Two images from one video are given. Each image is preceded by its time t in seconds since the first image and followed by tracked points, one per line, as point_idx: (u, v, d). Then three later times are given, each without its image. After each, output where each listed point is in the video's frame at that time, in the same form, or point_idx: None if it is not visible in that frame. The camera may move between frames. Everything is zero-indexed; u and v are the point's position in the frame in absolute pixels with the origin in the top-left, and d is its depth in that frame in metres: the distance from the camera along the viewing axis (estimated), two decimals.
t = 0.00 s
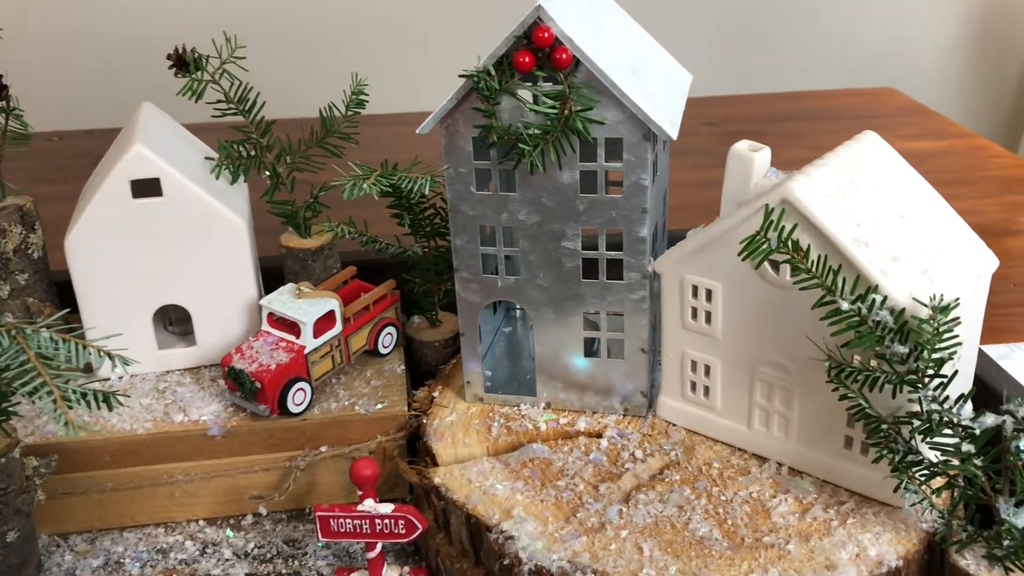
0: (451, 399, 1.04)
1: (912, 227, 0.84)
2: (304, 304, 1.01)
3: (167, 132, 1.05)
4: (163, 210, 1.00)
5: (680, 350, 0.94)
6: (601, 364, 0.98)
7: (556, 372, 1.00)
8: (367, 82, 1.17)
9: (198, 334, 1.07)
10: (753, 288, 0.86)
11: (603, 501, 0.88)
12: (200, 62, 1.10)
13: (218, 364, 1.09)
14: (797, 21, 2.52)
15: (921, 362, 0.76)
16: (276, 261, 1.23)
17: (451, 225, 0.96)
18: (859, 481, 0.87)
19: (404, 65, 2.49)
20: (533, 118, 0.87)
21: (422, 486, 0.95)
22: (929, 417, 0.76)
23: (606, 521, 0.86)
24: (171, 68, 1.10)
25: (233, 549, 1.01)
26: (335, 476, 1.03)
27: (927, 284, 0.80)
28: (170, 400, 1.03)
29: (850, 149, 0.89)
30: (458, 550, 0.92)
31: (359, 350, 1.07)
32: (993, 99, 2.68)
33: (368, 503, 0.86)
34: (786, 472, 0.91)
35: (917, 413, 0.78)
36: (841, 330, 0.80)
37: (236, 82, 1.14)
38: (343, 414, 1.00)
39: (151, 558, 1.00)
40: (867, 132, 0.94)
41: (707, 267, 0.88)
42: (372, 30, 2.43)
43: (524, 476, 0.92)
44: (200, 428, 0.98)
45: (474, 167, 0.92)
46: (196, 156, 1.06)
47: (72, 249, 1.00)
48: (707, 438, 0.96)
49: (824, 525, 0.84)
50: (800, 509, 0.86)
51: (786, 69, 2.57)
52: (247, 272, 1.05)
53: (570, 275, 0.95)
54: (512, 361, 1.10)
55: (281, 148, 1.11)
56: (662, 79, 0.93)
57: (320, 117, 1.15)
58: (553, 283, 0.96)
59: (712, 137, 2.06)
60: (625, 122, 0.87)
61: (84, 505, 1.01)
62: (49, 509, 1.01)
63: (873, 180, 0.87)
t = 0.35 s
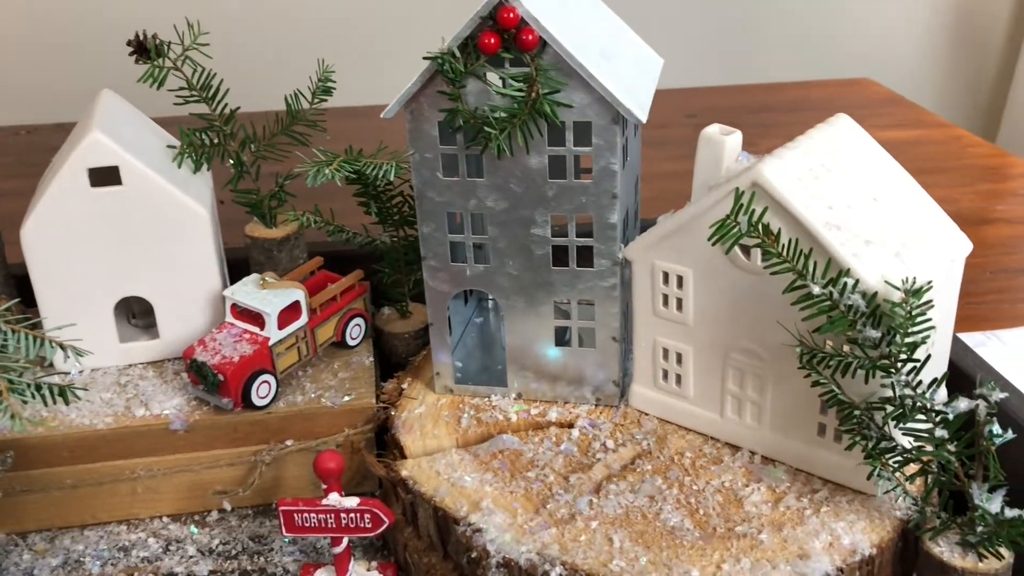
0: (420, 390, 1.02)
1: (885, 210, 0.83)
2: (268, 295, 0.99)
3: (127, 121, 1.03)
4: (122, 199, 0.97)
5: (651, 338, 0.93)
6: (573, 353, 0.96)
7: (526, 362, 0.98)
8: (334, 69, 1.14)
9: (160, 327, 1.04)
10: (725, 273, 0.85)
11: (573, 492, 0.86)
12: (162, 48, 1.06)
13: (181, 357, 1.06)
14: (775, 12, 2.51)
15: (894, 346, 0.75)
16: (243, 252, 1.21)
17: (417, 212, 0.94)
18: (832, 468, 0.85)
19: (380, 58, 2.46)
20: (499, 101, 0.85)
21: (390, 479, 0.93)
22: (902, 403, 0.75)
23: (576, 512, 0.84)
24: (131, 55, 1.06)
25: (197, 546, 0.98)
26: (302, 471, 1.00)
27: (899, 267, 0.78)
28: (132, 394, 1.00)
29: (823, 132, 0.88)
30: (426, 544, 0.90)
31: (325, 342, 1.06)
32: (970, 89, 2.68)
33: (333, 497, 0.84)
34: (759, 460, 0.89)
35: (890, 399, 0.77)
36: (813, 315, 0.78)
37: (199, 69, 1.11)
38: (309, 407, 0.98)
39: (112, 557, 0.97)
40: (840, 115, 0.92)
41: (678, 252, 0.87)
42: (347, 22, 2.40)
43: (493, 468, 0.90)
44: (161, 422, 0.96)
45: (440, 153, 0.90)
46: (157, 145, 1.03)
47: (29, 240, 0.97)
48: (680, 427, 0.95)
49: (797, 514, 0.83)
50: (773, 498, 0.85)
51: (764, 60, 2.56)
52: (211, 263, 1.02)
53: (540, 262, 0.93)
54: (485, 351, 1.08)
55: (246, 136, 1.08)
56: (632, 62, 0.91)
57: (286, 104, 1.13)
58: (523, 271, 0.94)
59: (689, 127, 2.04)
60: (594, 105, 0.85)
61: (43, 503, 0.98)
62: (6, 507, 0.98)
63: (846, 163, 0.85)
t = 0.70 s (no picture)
0: (410, 391, 1.01)
1: (876, 208, 0.82)
2: (255, 295, 0.98)
3: (111, 119, 1.02)
4: (107, 199, 0.96)
5: (642, 337, 0.92)
6: (563, 353, 0.96)
7: (517, 362, 0.97)
8: (322, 68, 1.14)
9: (146, 329, 1.03)
10: (716, 272, 0.84)
11: (564, 493, 0.86)
12: (147, 47, 1.05)
13: (168, 359, 1.05)
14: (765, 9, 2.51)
15: (886, 345, 0.74)
16: (231, 252, 1.20)
17: (406, 212, 0.93)
18: (824, 467, 0.85)
19: (368, 56, 2.45)
20: (489, 99, 0.85)
21: (380, 481, 0.92)
22: (895, 402, 0.74)
23: (568, 514, 0.83)
24: (116, 53, 1.05)
25: (185, 549, 0.97)
26: (291, 472, 0.99)
27: (891, 265, 0.78)
28: (118, 397, 0.99)
29: (813, 129, 0.87)
30: (417, 547, 0.89)
31: (314, 343, 1.05)
32: (958, 86, 2.69)
33: (322, 499, 0.83)
34: (751, 460, 0.89)
35: (882, 398, 0.76)
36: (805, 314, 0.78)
37: (185, 68, 1.10)
38: (297, 408, 0.97)
39: (99, 561, 0.96)
40: (831, 112, 0.92)
41: (670, 251, 0.86)
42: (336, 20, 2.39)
43: (483, 469, 0.89)
44: (148, 425, 0.95)
45: (429, 152, 0.89)
46: (143, 144, 1.02)
47: (12, 241, 0.96)
48: (672, 426, 0.94)
49: (790, 514, 0.82)
50: (766, 498, 0.84)
51: (754, 58, 2.56)
52: (197, 263, 1.01)
53: (530, 261, 0.92)
54: (475, 351, 1.07)
55: (232, 135, 1.07)
56: (623, 60, 0.90)
57: (274, 103, 1.12)
58: (513, 271, 0.93)
59: (679, 125, 2.04)
60: (584, 103, 0.84)
61: (28, 507, 0.97)
62: None
63: (837, 161, 0.85)
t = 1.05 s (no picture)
0: (408, 405, 1.00)
1: (881, 220, 0.81)
2: (251, 307, 0.96)
3: (106, 129, 1.00)
4: (101, 210, 0.95)
5: (644, 350, 0.91)
6: (563, 366, 0.94)
7: (517, 375, 0.96)
8: (319, 77, 1.13)
9: (141, 341, 1.02)
10: (718, 285, 0.83)
11: (565, 510, 0.84)
12: (142, 56, 1.04)
13: (163, 371, 1.04)
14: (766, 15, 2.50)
15: (892, 361, 0.73)
16: (227, 262, 1.19)
17: (404, 223, 0.91)
18: (829, 484, 0.84)
19: (367, 61, 2.44)
20: (488, 110, 0.83)
21: (378, 496, 0.91)
22: (901, 418, 0.73)
23: (568, 531, 0.82)
24: (111, 63, 1.04)
25: (180, 566, 0.97)
26: (287, 487, 0.98)
27: (897, 279, 0.77)
28: (113, 410, 0.97)
29: (817, 140, 0.86)
30: (415, 564, 0.88)
31: (311, 355, 1.03)
32: (960, 91, 2.68)
33: (319, 516, 0.82)
34: (754, 476, 0.88)
35: (888, 415, 0.75)
36: (810, 329, 0.76)
37: (181, 77, 1.08)
38: (294, 422, 0.96)
39: None
40: (834, 122, 0.91)
41: (672, 264, 0.85)
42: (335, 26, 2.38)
43: (483, 485, 0.88)
44: (143, 439, 0.93)
45: (428, 163, 0.88)
46: (138, 154, 1.01)
47: (5, 253, 0.95)
48: (674, 441, 0.93)
49: (794, 532, 0.81)
50: (769, 515, 0.83)
51: (755, 63, 2.55)
52: (193, 274, 1.00)
53: (530, 274, 0.91)
54: (473, 363, 1.05)
55: (229, 145, 1.06)
56: (623, 70, 0.89)
57: (271, 112, 1.11)
58: (513, 283, 0.92)
59: (680, 132, 2.03)
60: (584, 114, 0.83)
61: (21, 522, 0.96)
62: None
63: (840, 172, 0.84)
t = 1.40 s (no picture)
0: (415, 427, 1.00)
1: (893, 247, 0.81)
2: (258, 329, 0.96)
3: (114, 149, 1.00)
4: (108, 232, 0.94)
5: (653, 374, 0.90)
6: (571, 390, 0.94)
7: (525, 398, 0.95)
8: (327, 96, 1.12)
9: (148, 362, 1.01)
10: (729, 311, 0.82)
11: (573, 538, 0.84)
12: (150, 75, 1.03)
13: (169, 393, 1.03)
14: (773, 29, 2.50)
15: (905, 391, 0.72)
16: (234, 281, 1.18)
17: (412, 245, 0.91)
18: (840, 512, 0.83)
19: (375, 74, 2.44)
20: (497, 134, 0.83)
21: (384, 521, 0.90)
22: (915, 448, 0.72)
23: (576, 559, 0.81)
24: (119, 82, 1.03)
25: None
26: (293, 510, 0.98)
27: (910, 306, 0.76)
28: (119, 432, 0.97)
29: (828, 165, 0.85)
30: None
31: (317, 376, 1.02)
32: (969, 104, 2.67)
33: (325, 542, 0.81)
34: (765, 502, 0.87)
35: (901, 444, 0.74)
36: (822, 356, 0.75)
37: (188, 96, 1.08)
38: (300, 444, 0.95)
39: None
40: (845, 146, 0.90)
41: (682, 288, 0.84)
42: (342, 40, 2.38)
43: (490, 511, 0.87)
44: (149, 461, 0.93)
45: (436, 186, 0.87)
46: (145, 174, 1.00)
47: (12, 275, 0.94)
48: (683, 466, 0.92)
49: (805, 561, 0.80)
50: (780, 543, 0.82)
51: (762, 77, 2.55)
52: (200, 295, 0.99)
53: (539, 297, 0.90)
54: (481, 384, 1.05)
55: (237, 164, 1.06)
56: (633, 93, 0.89)
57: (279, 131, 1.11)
58: (521, 306, 0.91)
59: (688, 146, 2.02)
60: (594, 138, 0.82)
61: (26, 545, 0.95)
62: None
63: (852, 198, 0.83)
